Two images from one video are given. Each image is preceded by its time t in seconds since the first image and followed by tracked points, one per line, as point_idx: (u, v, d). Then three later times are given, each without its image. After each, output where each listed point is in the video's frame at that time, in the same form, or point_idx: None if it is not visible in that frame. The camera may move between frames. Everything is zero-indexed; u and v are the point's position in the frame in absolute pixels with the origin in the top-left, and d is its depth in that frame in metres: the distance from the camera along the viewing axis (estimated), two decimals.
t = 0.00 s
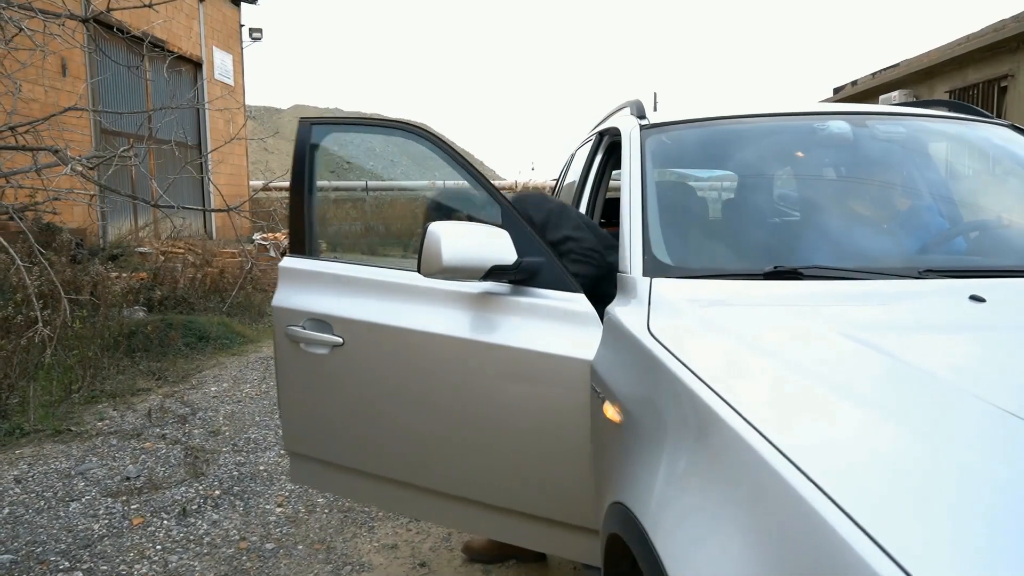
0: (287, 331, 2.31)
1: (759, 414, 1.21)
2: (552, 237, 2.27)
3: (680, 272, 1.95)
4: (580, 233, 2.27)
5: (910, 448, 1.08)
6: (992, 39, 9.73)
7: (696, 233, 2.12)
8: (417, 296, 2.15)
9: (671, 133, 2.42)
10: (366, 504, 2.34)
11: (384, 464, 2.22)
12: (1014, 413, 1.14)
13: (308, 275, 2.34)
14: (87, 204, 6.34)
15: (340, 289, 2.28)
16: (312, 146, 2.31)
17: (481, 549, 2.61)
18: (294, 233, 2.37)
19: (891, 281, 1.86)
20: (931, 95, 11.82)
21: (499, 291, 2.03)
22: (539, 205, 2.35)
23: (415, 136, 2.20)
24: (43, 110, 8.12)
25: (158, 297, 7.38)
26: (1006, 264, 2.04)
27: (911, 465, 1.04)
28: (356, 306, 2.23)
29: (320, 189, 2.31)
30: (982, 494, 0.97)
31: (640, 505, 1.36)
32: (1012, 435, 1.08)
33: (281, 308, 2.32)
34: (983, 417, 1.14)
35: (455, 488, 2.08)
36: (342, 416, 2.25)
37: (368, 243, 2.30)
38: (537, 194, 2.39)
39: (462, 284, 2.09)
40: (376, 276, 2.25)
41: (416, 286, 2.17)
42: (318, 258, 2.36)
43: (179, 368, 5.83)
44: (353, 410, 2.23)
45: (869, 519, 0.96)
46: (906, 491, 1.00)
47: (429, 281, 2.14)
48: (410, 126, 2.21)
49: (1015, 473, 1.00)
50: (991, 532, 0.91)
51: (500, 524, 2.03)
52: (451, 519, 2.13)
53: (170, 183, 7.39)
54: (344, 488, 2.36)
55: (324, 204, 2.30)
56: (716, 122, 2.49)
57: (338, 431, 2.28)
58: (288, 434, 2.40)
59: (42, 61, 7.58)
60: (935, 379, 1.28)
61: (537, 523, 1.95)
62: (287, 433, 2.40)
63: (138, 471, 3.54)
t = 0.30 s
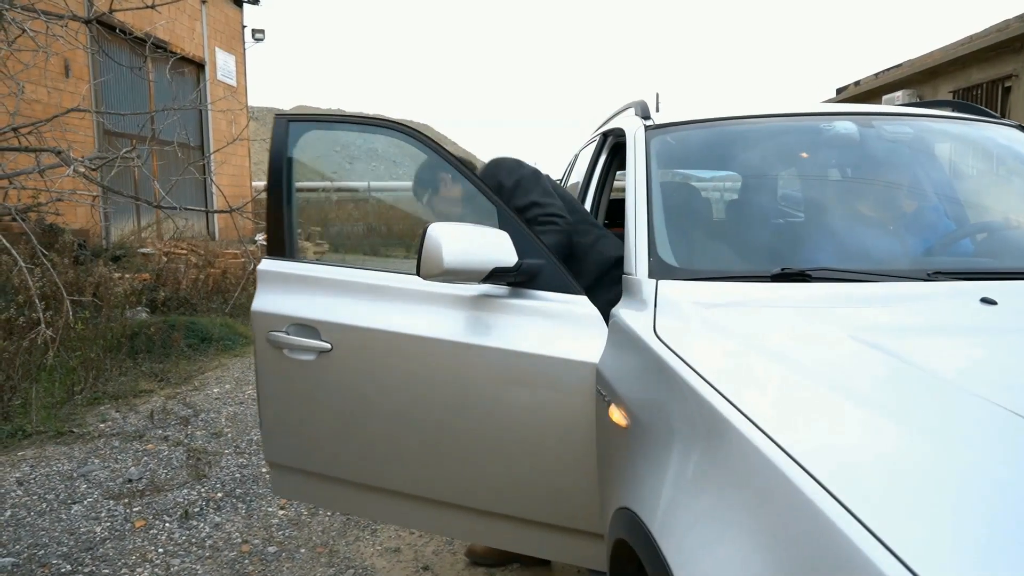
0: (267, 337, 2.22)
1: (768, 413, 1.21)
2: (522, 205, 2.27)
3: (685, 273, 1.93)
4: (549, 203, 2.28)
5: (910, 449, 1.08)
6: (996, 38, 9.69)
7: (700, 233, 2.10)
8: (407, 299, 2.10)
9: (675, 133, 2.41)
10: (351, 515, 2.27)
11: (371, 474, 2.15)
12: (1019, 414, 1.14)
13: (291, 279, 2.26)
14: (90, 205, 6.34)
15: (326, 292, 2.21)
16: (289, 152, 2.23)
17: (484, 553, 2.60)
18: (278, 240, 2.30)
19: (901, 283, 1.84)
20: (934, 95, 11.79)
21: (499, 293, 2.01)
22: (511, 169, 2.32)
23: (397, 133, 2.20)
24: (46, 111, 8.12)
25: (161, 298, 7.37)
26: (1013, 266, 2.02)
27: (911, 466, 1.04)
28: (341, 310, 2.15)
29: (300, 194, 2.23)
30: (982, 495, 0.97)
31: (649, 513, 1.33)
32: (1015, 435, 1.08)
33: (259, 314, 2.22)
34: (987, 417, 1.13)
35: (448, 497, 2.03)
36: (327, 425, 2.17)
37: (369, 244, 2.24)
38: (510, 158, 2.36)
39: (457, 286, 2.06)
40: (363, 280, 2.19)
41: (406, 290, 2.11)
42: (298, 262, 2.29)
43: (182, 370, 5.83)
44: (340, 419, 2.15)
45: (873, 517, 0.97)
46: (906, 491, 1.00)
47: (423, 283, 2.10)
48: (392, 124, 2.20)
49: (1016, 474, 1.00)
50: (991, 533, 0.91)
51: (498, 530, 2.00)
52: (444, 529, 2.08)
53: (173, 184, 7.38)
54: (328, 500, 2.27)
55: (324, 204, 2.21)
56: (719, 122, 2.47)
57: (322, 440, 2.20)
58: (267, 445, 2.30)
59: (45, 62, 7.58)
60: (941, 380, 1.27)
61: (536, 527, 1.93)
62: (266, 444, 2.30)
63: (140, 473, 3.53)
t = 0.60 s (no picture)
0: (251, 342, 2.15)
1: (774, 416, 1.20)
2: (484, 174, 2.39)
3: (691, 276, 1.92)
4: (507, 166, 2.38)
5: (911, 449, 1.07)
6: (1000, 39, 9.67)
7: (704, 236, 2.09)
8: (400, 304, 2.07)
9: (679, 135, 2.40)
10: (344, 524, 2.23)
11: (366, 481, 2.11)
12: None
13: (274, 282, 2.20)
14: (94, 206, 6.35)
15: (313, 296, 2.16)
16: (265, 166, 2.18)
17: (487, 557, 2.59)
18: (269, 250, 2.24)
19: (910, 286, 1.83)
20: (938, 96, 11.76)
21: (500, 296, 1.99)
22: (485, 144, 2.47)
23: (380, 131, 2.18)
24: (50, 112, 8.13)
25: (164, 299, 7.37)
26: (1021, 269, 2.01)
27: (911, 466, 1.04)
28: (329, 315, 2.11)
29: (299, 197, 2.19)
30: (982, 493, 0.97)
31: (658, 521, 1.31)
32: (1017, 435, 1.08)
33: (242, 319, 2.16)
34: (990, 417, 1.13)
35: (447, 503, 2.01)
36: (321, 432, 2.13)
37: (372, 245, 2.23)
38: (486, 132, 2.50)
39: (453, 291, 2.04)
40: (354, 284, 2.16)
41: (400, 294, 2.09)
42: (282, 265, 2.23)
43: (186, 371, 5.83)
44: (332, 425, 2.11)
45: (877, 515, 0.96)
46: (905, 488, 1.00)
47: (418, 288, 2.08)
48: (372, 121, 2.18)
49: (1017, 474, 1.00)
50: (989, 532, 0.91)
51: (496, 538, 1.98)
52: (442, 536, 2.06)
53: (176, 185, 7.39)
54: (318, 508, 2.23)
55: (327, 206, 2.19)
56: (722, 124, 2.46)
57: (312, 446, 2.15)
58: (256, 453, 2.24)
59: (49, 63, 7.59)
60: (947, 382, 1.26)
61: (537, 532, 1.91)
62: (251, 451, 2.25)
63: (144, 475, 3.52)
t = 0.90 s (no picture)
0: (267, 341, 2.17)
1: (781, 418, 1.20)
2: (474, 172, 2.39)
3: (698, 278, 1.92)
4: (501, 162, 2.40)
5: (912, 449, 1.07)
6: (1006, 39, 9.63)
7: (712, 238, 2.09)
8: (412, 305, 2.08)
9: (685, 137, 2.40)
10: (354, 523, 2.24)
11: (375, 481, 2.12)
12: None
13: (290, 283, 2.21)
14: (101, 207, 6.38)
15: (327, 297, 2.17)
16: (285, 162, 2.18)
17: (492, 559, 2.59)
18: (285, 248, 2.25)
19: (918, 288, 1.82)
20: (944, 96, 11.72)
21: (508, 298, 2.00)
22: (474, 139, 2.47)
23: (399, 135, 2.17)
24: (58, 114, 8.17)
25: (170, 300, 7.40)
26: None
27: (912, 466, 1.04)
28: (344, 316, 2.11)
29: (305, 198, 2.18)
30: (983, 494, 0.97)
31: (665, 521, 1.32)
32: (1017, 435, 1.08)
33: (259, 320, 2.17)
34: (990, 417, 1.13)
35: (455, 503, 2.01)
36: (331, 432, 2.14)
37: (377, 246, 2.23)
38: (478, 128, 2.50)
39: (464, 292, 2.04)
40: (368, 285, 2.16)
41: (413, 295, 2.09)
42: (298, 266, 2.25)
43: (191, 371, 5.85)
44: (343, 425, 2.12)
45: (879, 515, 0.97)
46: (906, 488, 1.01)
47: (430, 288, 2.08)
48: (395, 126, 2.17)
49: (1017, 473, 1.00)
50: (988, 532, 0.91)
51: (506, 537, 1.98)
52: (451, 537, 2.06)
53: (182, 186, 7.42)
54: (332, 508, 2.24)
55: (332, 206, 2.17)
56: (726, 125, 2.46)
57: (324, 446, 2.16)
58: (270, 452, 2.26)
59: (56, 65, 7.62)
60: (949, 382, 1.26)
61: (545, 533, 1.91)
62: (268, 453, 2.26)
63: (150, 475, 3.54)
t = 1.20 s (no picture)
0: (295, 340, 2.20)
1: (791, 421, 1.21)
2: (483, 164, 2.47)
3: (709, 282, 1.92)
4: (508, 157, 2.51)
5: (916, 450, 1.08)
6: (1019, 38, 9.54)
7: (722, 240, 2.09)
8: (429, 307, 2.09)
9: (695, 140, 2.40)
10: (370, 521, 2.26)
11: (389, 481, 2.14)
12: None
13: (311, 285, 2.24)
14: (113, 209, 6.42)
15: (345, 298, 2.20)
16: (314, 157, 2.22)
17: (502, 561, 2.60)
18: (311, 252, 2.27)
19: (930, 294, 1.81)
20: (956, 96, 11.64)
21: (523, 300, 2.00)
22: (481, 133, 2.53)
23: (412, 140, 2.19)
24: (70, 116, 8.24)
25: (181, 300, 7.45)
26: None
27: (916, 467, 1.05)
28: (366, 317, 2.14)
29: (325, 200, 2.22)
30: (984, 494, 0.98)
31: (677, 520, 1.33)
32: (1016, 435, 1.09)
33: (286, 320, 2.21)
34: (990, 418, 1.14)
35: (467, 504, 2.02)
36: (347, 432, 2.16)
37: (385, 246, 2.25)
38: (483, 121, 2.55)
39: (479, 294, 2.05)
40: (386, 287, 2.18)
41: (430, 297, 2.10)
42: (322, 267, 2.28)
43: (202, 372, 5.88)
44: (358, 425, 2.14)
45: (885, 517, 0.98)
46: (909, 488, 1.01)
47: (444, 290, 2.09)
48: (407, 130, 2.18)
49: (1016, 473, 1.01)
50: (989, 532, 0.92)
51: (518, 537, 1.99)
52: (464, 536, 2.08)
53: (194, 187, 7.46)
54: (349, 507, 2.26)
55: (341, 206, 2.22)
56: (737, 129, 2.46)
57: (341, 445, 2.19)
58: (292, 450, 2.30)
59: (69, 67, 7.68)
60: (957, 385, 1.26)
61: (556, 534, 1.92)
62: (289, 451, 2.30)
63: (162, 475, 3.57)
